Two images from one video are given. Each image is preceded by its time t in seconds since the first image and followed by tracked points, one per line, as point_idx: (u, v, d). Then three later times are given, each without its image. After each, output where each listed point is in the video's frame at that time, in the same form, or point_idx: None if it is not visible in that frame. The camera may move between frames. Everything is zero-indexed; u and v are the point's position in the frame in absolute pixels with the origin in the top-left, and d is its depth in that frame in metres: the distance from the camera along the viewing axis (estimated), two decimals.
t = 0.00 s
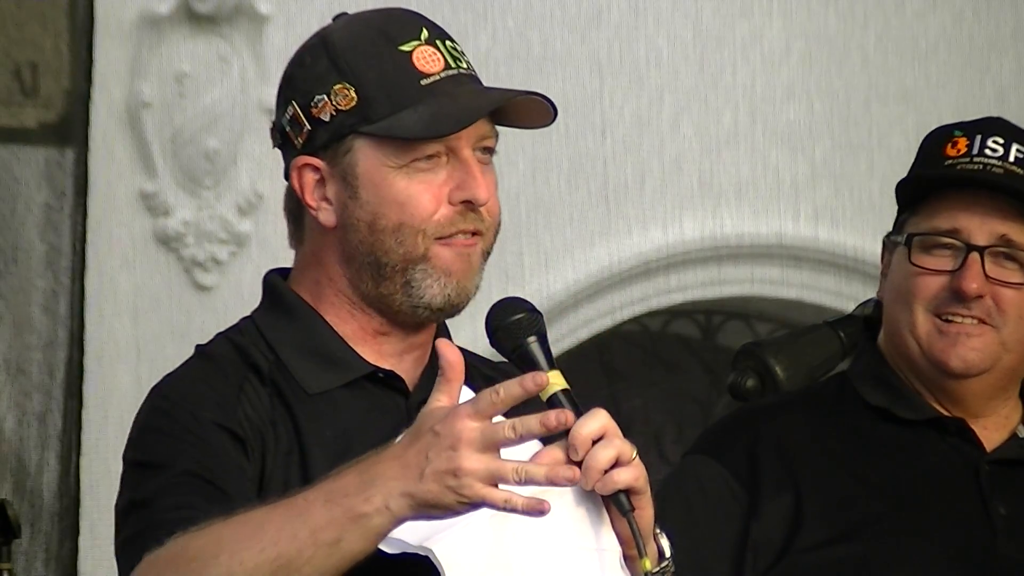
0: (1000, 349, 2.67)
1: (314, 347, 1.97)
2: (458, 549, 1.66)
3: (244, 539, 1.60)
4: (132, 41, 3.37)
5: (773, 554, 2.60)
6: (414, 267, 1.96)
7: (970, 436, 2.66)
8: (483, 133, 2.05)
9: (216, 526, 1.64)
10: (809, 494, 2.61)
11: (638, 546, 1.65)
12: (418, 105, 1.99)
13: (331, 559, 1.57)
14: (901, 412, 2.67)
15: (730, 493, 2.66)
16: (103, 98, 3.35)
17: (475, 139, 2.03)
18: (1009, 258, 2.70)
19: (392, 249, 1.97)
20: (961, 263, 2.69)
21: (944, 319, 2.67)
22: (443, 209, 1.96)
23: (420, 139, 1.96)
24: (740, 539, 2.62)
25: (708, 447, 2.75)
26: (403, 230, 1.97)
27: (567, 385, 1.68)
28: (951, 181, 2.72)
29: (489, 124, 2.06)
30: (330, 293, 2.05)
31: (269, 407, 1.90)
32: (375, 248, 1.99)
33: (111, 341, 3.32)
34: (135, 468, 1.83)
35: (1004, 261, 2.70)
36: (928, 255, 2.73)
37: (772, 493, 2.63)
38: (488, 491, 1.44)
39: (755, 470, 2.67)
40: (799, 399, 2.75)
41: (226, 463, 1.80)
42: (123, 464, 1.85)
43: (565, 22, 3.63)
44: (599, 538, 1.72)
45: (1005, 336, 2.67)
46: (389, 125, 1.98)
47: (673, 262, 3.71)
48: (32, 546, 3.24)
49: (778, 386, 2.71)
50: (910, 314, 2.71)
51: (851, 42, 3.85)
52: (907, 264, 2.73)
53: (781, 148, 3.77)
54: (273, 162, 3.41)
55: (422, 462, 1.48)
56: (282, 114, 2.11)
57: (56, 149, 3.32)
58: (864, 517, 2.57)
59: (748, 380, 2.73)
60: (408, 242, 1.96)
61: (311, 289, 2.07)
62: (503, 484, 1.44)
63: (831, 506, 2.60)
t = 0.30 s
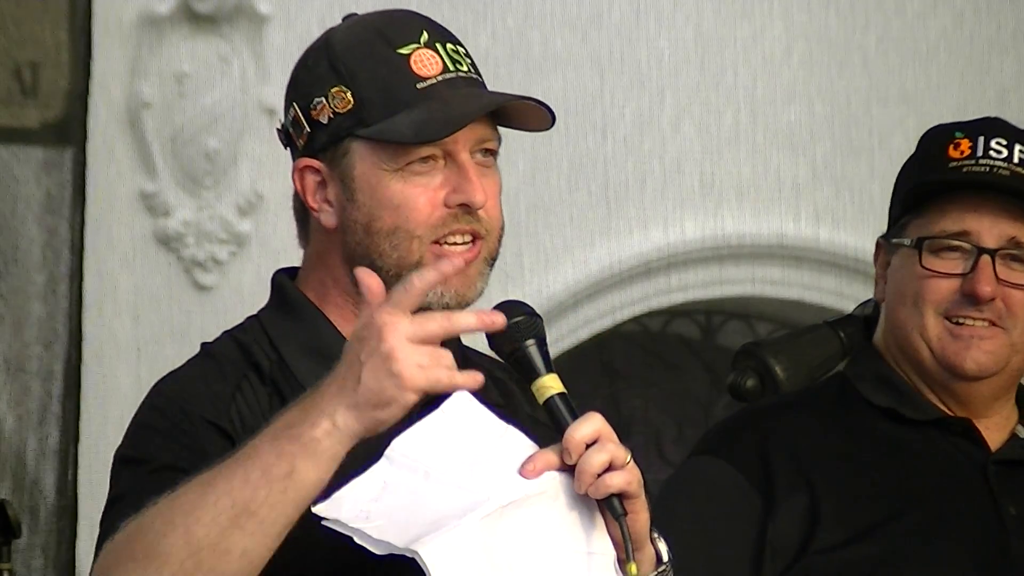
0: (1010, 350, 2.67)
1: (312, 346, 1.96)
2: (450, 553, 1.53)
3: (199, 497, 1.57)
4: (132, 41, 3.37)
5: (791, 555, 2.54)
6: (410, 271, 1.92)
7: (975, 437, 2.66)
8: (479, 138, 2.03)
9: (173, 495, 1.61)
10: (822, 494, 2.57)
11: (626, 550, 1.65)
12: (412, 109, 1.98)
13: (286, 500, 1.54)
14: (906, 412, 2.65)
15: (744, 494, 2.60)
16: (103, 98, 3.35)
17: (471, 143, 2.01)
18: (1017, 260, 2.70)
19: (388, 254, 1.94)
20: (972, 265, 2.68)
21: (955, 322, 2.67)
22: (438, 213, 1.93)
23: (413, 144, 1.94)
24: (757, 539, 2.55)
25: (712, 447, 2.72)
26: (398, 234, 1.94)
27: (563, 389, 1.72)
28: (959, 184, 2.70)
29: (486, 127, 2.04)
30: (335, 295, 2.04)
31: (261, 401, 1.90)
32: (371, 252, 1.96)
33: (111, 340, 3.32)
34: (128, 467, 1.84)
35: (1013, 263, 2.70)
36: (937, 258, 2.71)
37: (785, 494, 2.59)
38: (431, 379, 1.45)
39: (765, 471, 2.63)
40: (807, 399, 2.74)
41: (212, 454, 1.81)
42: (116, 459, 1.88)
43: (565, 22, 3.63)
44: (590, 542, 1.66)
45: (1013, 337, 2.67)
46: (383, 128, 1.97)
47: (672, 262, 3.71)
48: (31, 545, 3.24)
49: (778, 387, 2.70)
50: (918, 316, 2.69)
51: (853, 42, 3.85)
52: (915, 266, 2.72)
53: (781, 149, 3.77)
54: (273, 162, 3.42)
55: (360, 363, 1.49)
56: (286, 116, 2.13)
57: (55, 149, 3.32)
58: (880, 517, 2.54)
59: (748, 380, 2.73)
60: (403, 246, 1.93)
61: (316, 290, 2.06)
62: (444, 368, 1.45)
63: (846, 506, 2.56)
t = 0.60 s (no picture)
0: (1011, 347, 2.67)
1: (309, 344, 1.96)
2: (437, 557, 1.52)
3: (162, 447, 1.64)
4: (132, 41, 3.37)
5: (802, 551, 2.53)
6: (397, 275, 1.94)
7: (979, 434, 2.66)
8: (470, 139, 2.02)
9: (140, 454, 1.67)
10: (833, 490, 2.55)
11: (621, 553, 1.64)
12: (400, 113, 1.97)
13: (241, 426, 1.65)
14: (911, 408, 2.65)
15: (755, 489, 2.58)
16: (103, 97, 3.35)
17: (461, 145, 2.01)
18: (1016, 257, 2.69)
19: (376, 257, 1.96)
20: (973, 264, 2.68)
21: (957, 321, 2.66)
22: (424, 217, 1.95)
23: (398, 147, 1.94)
24: (769, 535, 2.54)
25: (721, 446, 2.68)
26: (385, 238, 1.96)
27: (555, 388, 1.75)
28: (958, 183, 2.70)
29: (478, 127, 2.03)
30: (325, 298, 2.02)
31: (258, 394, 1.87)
32: (360, 256, 1.98)
33: (113, 340, 3.32)
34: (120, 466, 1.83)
35: (1013, 260, 2.69)
36: (937, 256, 2.70)
37: (796, 490, 2.57)
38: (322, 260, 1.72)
39: (776, 465, 2.61)
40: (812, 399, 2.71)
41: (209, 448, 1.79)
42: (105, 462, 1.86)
43: (565, 23, 3.63)
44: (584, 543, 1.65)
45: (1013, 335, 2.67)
46: (370, 133, 1.97)
47: (673, 263, 3.71)
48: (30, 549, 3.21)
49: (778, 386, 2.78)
50: (920, 315, 2.69)
51: (853, 42, 3.85)
52: (916, 266, 2.71)
53: (781, 149, 3.77)
54: (273, 162, 3.42)
55: (254, 271, 1.73)
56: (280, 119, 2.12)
57: (55, 149, 3.29)
58: (891, 514, 2.52)
59: (748, 380, 2.81)
60: (390, 250, 1.95)
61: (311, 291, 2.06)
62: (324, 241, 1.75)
63: (859, 503, 2.54)
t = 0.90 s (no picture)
0: (1012, 348, 2.66)
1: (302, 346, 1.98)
2: (398, 556, 1.50)
3: (156, 503, 1.60)
4: (132, 42, 3.37)
5: (806, 547, 2.53)
6: (374, 266, 1.95)
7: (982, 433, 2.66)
8: (437, 132, 2.06)
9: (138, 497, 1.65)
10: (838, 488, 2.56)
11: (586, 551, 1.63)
12: (360, 107, 2.03)
13: (235, 508, 1.56)
14: (913, 408, 2.65)
15: (759, 487, 2.58)
16: (103, 98, 3.35)
17: (428, 137, 2.04)
18: (1021, 257, 2.68)
19: (353, 253, 1.97)
20: (978, 264, 2.67)
21: (960, 321, 2.64)
22: (398, 211, 1.96)
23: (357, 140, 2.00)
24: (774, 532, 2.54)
25: (723, 443, 2.68)
26: (359, 232, 1.97)
27: (526, 385, 1.76)
28: (963, 182, 2.70)
29: (444, 121, 2.07)
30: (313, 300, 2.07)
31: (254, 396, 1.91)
32: (338, 253, 2.00)
33: (112, 339, 3.31)
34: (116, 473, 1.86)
35: (1019, 261, 2.68)
36: (942, 256, 2.69)
37: (800, 488, 2.57)
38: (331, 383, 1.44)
39: (779, 462, 2.61)
40: (810, 397, 2.72)
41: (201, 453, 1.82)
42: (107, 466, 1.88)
43: (565, 23, 3.63)
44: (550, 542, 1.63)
45: (1015, 337, 2.65)
46: (333, 130, 2.03)
47: (674, 262, 3.71)
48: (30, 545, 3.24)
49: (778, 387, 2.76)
50: (924, 314, 2.68)
51: (853, 42, 3.85)
52: (921, 265, 2.70)
53: (781, 149, 3.77)
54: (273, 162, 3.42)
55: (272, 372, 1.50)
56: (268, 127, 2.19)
57: (55, 148, 3.33)
58: (893, 513, 2.53)
59: (749, 380, 2.80)
60: (365, 243, 1.96)
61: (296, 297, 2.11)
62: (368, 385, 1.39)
63: (863, 502, 2.54)
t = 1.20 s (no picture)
0: (1016, 349, 2.66)
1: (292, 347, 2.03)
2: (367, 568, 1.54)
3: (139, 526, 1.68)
4: (132, 41, 3.37)
5: (806, 549, 2.55)
6: (361, 275, 1.99)
7: (984, 433, 2.65)
8: (423, 134, 2.06)
9: (116, 522, 1.74)
10: (836, 491, 2.57)
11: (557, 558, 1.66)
12: (344, 112, 2.03)
13: (205, 543, 1.65)
14: (914, 408, 2.65)
15: (759, 490, 2.59)
16: (102, 98, 3.35)
17: (413, 141, 2.05)
18: None
19: (340, 260, 2.00)
20: (982, 263, 2.67)
21: (963, 321, 2.65)
22: (383, 218, 1.99)
23: (340, 145, 2.01)
24: (773, 533, 2.55)
25: (722, 445, 2.69)
26: (346, 240, 2.01)
27: (501, 393, 1.76)
28: (968, 182, 2.71)
29: (430, 122, 2.07)
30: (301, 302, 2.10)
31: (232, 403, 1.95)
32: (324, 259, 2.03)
33: (111, 340, 3.31)
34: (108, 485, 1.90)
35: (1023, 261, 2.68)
36: (946, 255, 2.70)
37: (799, 489, 2.58)
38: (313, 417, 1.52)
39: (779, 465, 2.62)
40: (811, 399, 2.72)
41: (182, 461, 1.87)
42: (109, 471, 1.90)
43: (563, 23, 3.63)
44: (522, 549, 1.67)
45: (1019, 338, 2.65)
46: (318, 133, 2.04)
47: (673, 263, 3.72)
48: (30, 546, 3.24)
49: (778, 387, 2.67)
50: (927, 312, 2.68)
51: (852, 41, 3.86)
52: (926, 265, 2.70)
53: (779, 148, 3.77)
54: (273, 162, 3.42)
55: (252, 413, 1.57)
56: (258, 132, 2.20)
57: (54, 149, 3.33)
58: (893, 514, 2.54)
59: (748, 379, 2.70)
60: (352, 252, 2.00)
61: (281, 296, 2.14)
62: (348, 421, 1.49)
63: (864, 501, 2.56)
